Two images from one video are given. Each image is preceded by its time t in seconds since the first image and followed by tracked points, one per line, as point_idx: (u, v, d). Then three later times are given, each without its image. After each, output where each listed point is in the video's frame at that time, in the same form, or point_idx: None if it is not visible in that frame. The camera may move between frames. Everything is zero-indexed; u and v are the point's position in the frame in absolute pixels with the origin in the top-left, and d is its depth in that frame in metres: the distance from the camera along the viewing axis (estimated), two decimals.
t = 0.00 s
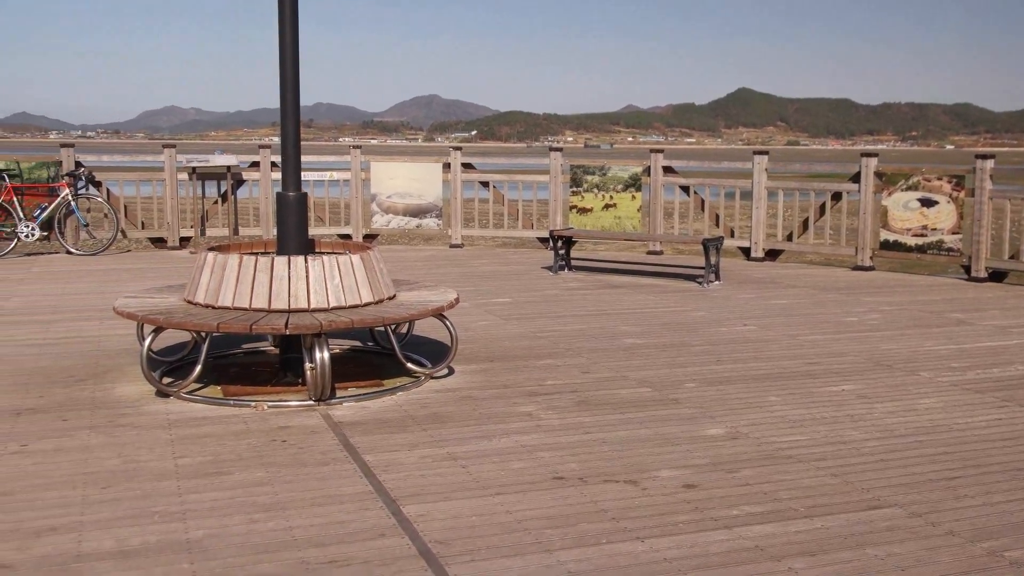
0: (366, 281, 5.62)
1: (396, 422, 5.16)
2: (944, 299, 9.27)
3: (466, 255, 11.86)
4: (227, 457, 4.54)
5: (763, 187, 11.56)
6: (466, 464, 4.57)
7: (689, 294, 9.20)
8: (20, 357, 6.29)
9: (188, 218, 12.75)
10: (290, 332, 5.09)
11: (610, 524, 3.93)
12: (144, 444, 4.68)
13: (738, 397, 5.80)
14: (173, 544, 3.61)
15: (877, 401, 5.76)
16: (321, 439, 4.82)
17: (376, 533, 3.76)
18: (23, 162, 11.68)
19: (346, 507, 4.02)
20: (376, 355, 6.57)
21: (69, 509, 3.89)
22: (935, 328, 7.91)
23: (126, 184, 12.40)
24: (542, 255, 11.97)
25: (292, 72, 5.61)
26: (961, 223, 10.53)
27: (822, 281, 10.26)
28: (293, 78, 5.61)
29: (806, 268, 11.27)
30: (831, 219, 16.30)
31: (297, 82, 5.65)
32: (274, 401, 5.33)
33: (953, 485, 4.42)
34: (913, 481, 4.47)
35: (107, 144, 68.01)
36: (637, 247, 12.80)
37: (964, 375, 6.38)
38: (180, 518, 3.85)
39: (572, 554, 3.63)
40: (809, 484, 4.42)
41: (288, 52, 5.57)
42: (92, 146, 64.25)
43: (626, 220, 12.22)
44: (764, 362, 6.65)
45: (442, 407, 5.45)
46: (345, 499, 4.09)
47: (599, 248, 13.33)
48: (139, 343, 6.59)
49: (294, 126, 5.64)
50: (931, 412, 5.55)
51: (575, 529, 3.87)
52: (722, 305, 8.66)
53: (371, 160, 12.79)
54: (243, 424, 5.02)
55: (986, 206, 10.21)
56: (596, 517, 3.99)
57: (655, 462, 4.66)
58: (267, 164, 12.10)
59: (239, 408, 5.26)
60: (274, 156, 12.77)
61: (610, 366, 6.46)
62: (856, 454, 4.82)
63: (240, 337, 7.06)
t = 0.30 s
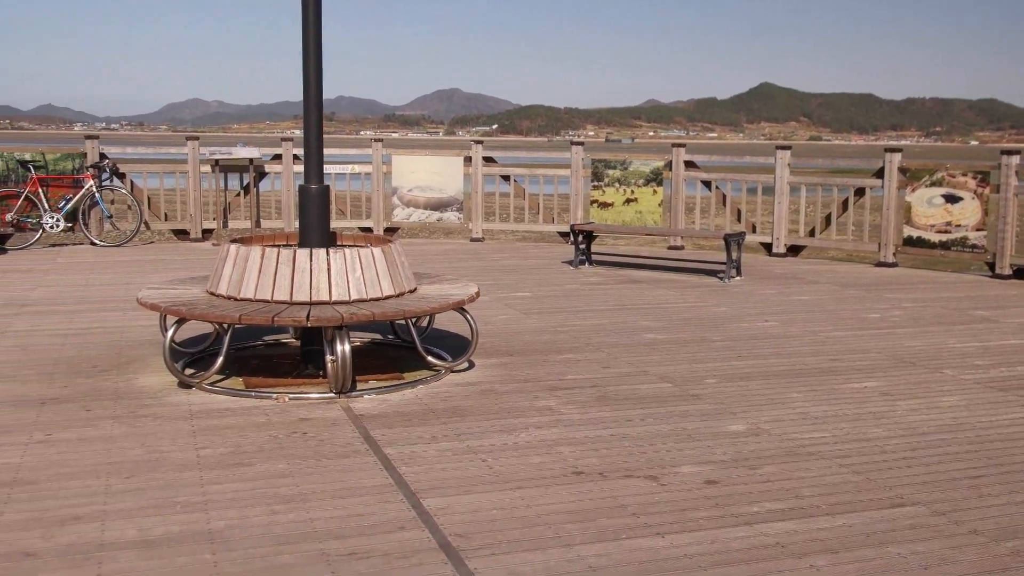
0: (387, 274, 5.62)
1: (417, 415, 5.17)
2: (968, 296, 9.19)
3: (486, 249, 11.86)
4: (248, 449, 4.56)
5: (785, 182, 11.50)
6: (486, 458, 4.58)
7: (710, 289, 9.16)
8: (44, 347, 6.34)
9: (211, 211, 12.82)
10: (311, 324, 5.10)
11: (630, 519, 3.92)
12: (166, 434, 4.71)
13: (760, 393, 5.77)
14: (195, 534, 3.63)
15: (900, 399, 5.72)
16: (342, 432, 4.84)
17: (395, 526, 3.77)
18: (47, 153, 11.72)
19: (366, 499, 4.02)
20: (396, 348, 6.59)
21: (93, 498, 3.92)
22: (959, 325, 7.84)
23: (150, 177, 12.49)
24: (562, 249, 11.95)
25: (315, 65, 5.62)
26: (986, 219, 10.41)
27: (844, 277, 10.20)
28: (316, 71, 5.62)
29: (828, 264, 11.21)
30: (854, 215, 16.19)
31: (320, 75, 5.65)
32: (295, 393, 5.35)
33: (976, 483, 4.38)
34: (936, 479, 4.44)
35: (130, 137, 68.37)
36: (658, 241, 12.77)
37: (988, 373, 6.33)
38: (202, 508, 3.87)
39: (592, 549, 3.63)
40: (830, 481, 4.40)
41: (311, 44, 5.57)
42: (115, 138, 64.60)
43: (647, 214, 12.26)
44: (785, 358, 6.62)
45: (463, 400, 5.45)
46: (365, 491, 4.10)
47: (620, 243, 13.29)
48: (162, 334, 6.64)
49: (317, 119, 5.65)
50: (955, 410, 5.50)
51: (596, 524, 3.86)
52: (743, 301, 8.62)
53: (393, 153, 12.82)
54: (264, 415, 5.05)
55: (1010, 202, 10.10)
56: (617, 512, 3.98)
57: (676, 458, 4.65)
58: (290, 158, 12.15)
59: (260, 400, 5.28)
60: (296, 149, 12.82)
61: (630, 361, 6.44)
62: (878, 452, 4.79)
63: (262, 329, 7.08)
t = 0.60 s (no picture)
0: (409, 271, 5.64)
1: (438, 412, 5.18)
2: (992, 296, 9.11)
3: (506, 247, 11.87)
4: (271, 445, 4.58)
5: (807, 181, 11.43)
6: (507, 455, 4.58)
7: (732, 288, 9.13)
8: (69, 343, 6.39)
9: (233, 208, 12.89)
10: (333, 321, 5.12)
11: (652, 518, 3.91)
12: (190, 430, 4.74)
13: (782, 393, 5.74)
14: (218, 530, 3.65)
15: (924, 399, 5.68)
16: (364, 429, 4.85)
17: (417, 523, 3.77)
18: (73, 150, 11.83)
19: (388, 496, 4.03)
20: (418, 346, 6.60)
21: (117, 493, 3.95)
22: (983, 325, 7.78)
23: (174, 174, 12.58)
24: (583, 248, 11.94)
25: (339, 63, 5.64)
26: (1011, 219, 10.31)
27: (867, 276, 10.13)
28: (339, 69, 5.64)
29: (851, 263, 11.15)
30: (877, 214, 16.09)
31: (343, 73, 5.67)
32: (317, 390, 5.37)
33: (1002, 485, 4.34)
34: (960, 481, 4.40)
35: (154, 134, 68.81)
36: (679, 240, 12.75)
37: (1013, 374, 6.27)
38: (225, 504, 3.89)
39: (614, 548, 3.62)
40: (853, 482, 4.37)
41: (335, 43, 5.59)
42: (139, 136, 65.02)
43: (668, 214, 12.15)
44: (808, 358, 6.58)
45: (484, 398, 5.45)
46: (387, 488, 4.11)
47: (641, 241, 13.26)
48: (186, 330, 6.68)
49: (339, 117, 5.67)
50: (980, 411, 5.46)
51: (617, 523, 3.85)
52: (765, 300, 8.58)
53: (414, 151, 12.86)
54: (287, 412, 5.07)
55: None
56: (638, 511, 3.97)
57: (698, 457, 4.64)
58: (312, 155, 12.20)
59: (283, 396, 5.30)
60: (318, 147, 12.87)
61: (652, 360, 6.43)
62: (902, 453, 4.76)
63: (284, 326, 7.12)
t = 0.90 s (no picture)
0: (430, 273, 5.65)
1: (460, 414, 5.18)
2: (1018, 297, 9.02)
3: (527, 248, 11.86)
4: (293, 446, 4.60)
5: (830, 182, 11.36)
6: (529, 457, 4.58)
7: (754, 290, 9.09)
8: (94, 344, 6.44)
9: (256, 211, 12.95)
10: (355, 323, 5.13)
11: (675, 521, 3.90)
12: (214, 432, 4.77)
13: (805, 395, 5.71)
14: (242, 531, 3.67)
15: (949, 401, 5.63)
16: (386, 430, 4.86)
17: (439, 525, 3.78)
18: (98, 153, 11.93)
19: (410, 498, 4.04)
20: (439, 348, 6.61)
21: (142, 494, 3.98)
22: (1008, 326, 7.71)
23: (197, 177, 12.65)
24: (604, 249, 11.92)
25: (360, 66, 5.66)
26: None
27: (890, 277, 10.06)
28: (361, 71, 5.66)
29: (874, 265, 11.07)
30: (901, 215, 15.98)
31: (365, 75, 5.69)
32: (339, 392, 5.40)
33: None
34: (986, 483, 4.36)
35: (177, 137, 69.27)
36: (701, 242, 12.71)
37: None
38: (249, 505, 3.91)
39: (636, 550, 3.62)
40: (878, 484, 4.34)
41: (357, 45, 5.61)
42: (162, 139, 65.49)
43: (690, 215, 12.14)
44: (831, 360, 6.55)
45: (506, 400, 5.45)
46: (410, 490, 4.12)
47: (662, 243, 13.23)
48: (209, 332, 6.72)
49: (361, 119, 5.69)
50: (1006, 413, 5.41)
51: (640, 525, 3.85)
52: (787, 301, 8.54)
53: (436, 153, 12.88)
54: (309, 414, 5.09)
55: None
56: (660, 514, 3.96)
57: (721, 460, 4.62)
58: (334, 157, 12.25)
59: (305, 398, 5.33)
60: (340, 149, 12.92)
61: (674, 362, 6.41)
62: (927, 455, 4.72)
63: (307, 328, 7.14)
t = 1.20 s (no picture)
0: (452, 276, 5.66)
1: (482, 417, 5.19)
2: None
3: (548, 252, 11.85)
4: (316, 449, 4.62)
5: (852, 184, 11.27)
6: (551, 461, 4.58)
7: (776, 293, 9.05)
8: (119, 347, 6.49)
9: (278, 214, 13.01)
10: (377, 326, 5.15)
11: (698, 525, 3.89)
12: (237, 434, 4.79)
13: (828, 399, 5.68)
14: (265, 533, 3.68)
15: (973, 406, 5.59)
16: (408, 433, 4.87)
17: (462, 528, 3.78)
18: (123, 158, 11.92)
19: (433, 501, 4.05)
20: (461, 351, 6.62)
21: (167, 496, 4.01)
22: None
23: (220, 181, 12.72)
24: (626, 252, 11.90)
25: (382, 71, 5.68)
26: None
27: (914, 281, 9.99)
28: (383, 76, 5.68)
29: (897, 268, 11.00)
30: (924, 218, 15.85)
31: (387, 80, 5.70)
32: (361, 395, 5.41)
33: None
34: (1012, 489, 4.32)
35: (199, 141, 69.77)
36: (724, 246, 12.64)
37: None
38: (272, 507, 3.93)
39: (659, 555, 3.61)
40: (902, 489, 4.31)
41: (379, 50, 5.63)
42: (185, 143, 66.00)
43: (711, 218, 12.24)
44: (854, 364, 6.51)
45: (528, 403, 5.45)
46: (432, 493, 4.12)
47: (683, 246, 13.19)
48: (233, 335, 6.76)
49: (383, 124, 5.71)
50: None
51: (662, 529, 3.84)
52: (810, 305, 8.49)
53: (457, 156, 12.89)
54: (332, 416, 5.11)
55: None
56: (683, 518, 3.95)
57: (744, 464, 4.60)
58: (355, 161, 12.28)
59: (327, 401, 5.35)
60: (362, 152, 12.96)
61: (696, 365, 6.39)
62: (952, 460, 4.68)
63: (329, 331, 7.17)
